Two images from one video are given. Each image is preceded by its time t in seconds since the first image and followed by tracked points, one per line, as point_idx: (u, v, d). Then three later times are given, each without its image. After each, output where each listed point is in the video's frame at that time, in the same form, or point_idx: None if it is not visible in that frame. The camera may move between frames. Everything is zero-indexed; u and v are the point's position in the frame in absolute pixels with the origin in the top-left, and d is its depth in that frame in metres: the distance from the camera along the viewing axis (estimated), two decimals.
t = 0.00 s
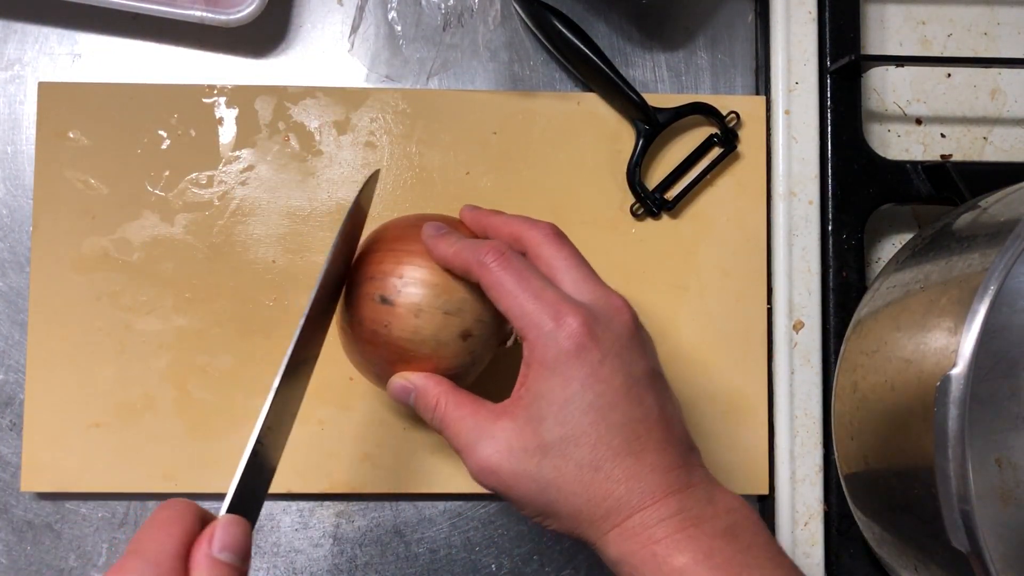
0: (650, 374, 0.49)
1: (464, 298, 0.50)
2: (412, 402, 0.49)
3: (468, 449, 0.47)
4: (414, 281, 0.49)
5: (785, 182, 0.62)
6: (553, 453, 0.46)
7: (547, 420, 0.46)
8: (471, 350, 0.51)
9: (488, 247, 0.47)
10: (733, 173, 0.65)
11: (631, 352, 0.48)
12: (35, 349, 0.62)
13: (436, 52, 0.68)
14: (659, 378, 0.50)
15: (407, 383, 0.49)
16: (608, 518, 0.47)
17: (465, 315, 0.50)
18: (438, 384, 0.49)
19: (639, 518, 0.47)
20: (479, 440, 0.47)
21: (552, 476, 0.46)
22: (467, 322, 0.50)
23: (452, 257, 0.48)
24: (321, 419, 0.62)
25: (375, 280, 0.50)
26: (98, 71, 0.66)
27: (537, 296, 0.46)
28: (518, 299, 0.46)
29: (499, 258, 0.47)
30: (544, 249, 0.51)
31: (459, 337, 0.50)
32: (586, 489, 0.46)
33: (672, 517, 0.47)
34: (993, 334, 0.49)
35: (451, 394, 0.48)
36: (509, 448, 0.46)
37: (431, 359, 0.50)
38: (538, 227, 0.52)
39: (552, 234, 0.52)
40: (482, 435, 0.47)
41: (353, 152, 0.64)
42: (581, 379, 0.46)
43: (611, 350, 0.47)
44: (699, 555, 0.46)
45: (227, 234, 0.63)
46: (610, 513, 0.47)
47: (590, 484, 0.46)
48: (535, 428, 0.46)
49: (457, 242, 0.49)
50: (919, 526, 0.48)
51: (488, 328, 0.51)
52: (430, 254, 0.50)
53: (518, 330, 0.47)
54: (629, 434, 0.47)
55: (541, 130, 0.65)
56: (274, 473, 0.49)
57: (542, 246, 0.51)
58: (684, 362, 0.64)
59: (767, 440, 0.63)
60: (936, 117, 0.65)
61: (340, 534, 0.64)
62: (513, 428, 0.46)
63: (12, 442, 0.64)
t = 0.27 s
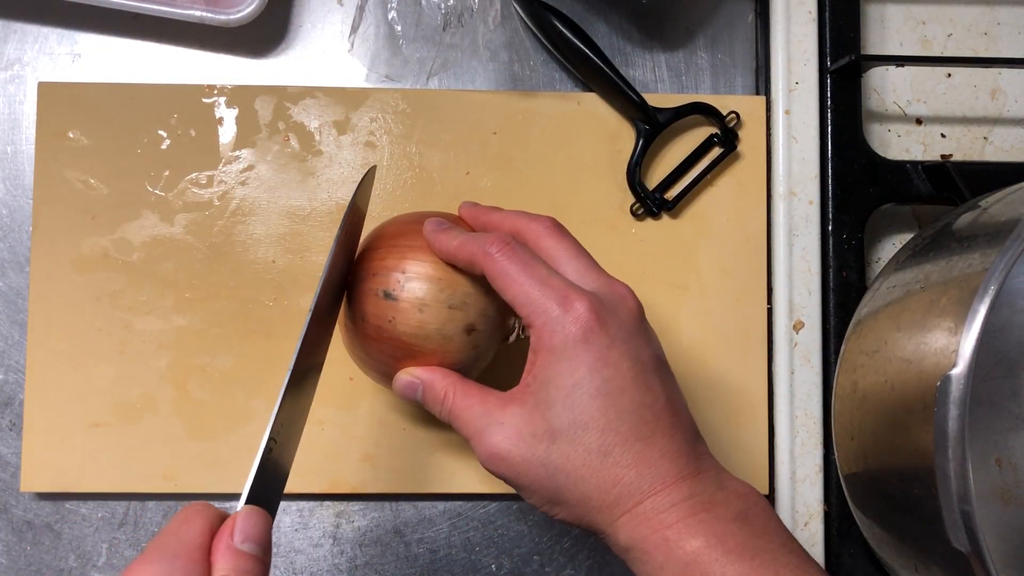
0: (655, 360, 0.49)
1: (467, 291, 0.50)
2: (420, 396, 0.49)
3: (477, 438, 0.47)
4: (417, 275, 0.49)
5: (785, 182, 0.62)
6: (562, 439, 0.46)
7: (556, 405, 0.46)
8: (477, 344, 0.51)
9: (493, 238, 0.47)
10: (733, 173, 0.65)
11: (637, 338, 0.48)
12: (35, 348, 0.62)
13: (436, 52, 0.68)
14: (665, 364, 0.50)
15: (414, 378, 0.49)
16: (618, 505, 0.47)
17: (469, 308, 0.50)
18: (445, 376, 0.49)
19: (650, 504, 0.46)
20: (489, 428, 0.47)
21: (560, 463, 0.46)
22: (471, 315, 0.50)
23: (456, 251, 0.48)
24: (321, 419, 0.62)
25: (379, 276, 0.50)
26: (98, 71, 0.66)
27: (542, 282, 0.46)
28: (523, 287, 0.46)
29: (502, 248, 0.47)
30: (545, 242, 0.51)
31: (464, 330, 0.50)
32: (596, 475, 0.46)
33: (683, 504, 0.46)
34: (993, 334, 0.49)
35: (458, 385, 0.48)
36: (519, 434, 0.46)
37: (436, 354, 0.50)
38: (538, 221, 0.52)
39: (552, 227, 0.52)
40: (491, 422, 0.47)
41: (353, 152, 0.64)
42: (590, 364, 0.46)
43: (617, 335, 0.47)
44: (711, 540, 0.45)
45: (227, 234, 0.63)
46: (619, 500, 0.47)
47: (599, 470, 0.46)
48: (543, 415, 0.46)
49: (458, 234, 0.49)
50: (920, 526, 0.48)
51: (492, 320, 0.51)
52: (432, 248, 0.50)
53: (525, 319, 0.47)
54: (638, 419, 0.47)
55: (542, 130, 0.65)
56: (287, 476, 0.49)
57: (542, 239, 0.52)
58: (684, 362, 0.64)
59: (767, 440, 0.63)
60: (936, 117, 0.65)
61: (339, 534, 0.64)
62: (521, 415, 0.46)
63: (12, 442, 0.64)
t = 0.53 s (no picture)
0: (658, 363, 0.49)
1: (469, 293, 0.50)
2: (422, 398, 0.49)
3: (480, 440, 0.47)
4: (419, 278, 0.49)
5: (786, 182, 0.62)
6: (565, 441, 0.46)
7: (559, 407, 0.46)
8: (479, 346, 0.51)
9: (496, 241, 0.47)
10: (733, 173, 0.65)
11: (640, 341, 0.48)
12: (34, 348, 0.62)
13: (436, 52, 0.68)
14: (667, 367, 0.50)
15: (415, 380, 0.49)
16: (621, 507, 0.47)
17: (470, 311, 0.50)
18: (446, 378, 0.49)
19: (652, 507, 0.46)
20: (491, 429, 0.47)
21: (563, 465, 0.46)
22: (472, 317, 0.50)
23: (457, 253, 0.48)
24: (321, 419, 0.62)
25: (380, 279, 0.50)
26: (98, 71, 0.66)
27: (546, 285, 0.46)
28: (527, 291, 0.46)
29: (506, 251, 0.47)
30: (547, 245, 0.52)
31: (466, 333, 0.50)
32: (599, 477, 0.46)
33: (685, 506, 0.46)
34: (993, 334, 0.49)
35: (461, 387, 0.48)
36: (522, 435, 0.46)
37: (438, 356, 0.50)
38: (540, 224, 0.53)
39: (554, 230, 0.52)
40: (494, 423, 0.47)
41: (353, 152, 0.64)
42: (594, 366, 0.46)
43: (621, 338, 0.47)
44: (712, 541, 0.45)
45: (227, 234, 0.63)
46: (621, 502, 0.47)
47: (602, 473, 0.46)
48: (546, 417, 0.46)
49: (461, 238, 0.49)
50: (920, 526, 0.48)
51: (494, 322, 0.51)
52: (434, 251, 0.50)
53: (529, 322, 0.47)
54: (641, 422, 0.47)
55: (542, 130, 0.65)
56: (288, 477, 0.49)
57: (544, 242, 0.52)
58: (684, 362, 0.64)
59: (767, 440, 0.63)
60: (936, 117, 0.65)
61: (339, 534, 0.64)
62: (524, 417, 0.46)
63: (12, 442, 0.64)
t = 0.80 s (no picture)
0: (663, 364, 0.49)
1: (474, 295, 0.50)
2: (428, 400, 0.50)
3: (486, 438, 0.48)
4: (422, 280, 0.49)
5: (785, 182, 0.62)
6: (570, 440, 0.46)
7: (564, 406, 0.46)
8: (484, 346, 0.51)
9: (502, 242, 0.47)
10: (733, 173, 0.65)
11: (645, 342, 0.48)
12: (34, 348, 0.62)
13: (436, 52, 0.68)
14: (673, 369, 0.50)
15: (421, 382, 0.49)
16: (626, 506, 0.46)
17: (474, 311, 0.50)
18: (452, 380, 0.49)
19: (657, 506, 0.46)
20: (497, 427, 0.47)
21: (567, 463, 0.46)
22: (477, 318, 0.50)
23: (461, 255, 0.48)
24: (321, 419, 0.62)
25: (383, 282, 0.50)
26: (97, 71, 0.66)
27: (552, 286, 0.46)
28: (533, 291, 0.46)
29: (509, 252, 0.47)
30: (552, 247, 0.52)
31: (471, 334, 0.50)
32: (604, 476, 0.46)
33: (690, 505, 0.46)
34: (993, 335, 0.49)
35: (467, 388, 0.49)
36: (527, 434, 0.46)
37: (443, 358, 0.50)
38: (544, 225, 0.53)
39: (558, 231, 0.53)
40: (500, 421, 0.47)
41: (353, 152, 0.64)
42: (599, 366, 0.46)
43: (627, 339, 0.47)
44: (717, 540, 0.45)
45: (227, 234, 0.63)
46: (626, 502, 0.46)
47: (607, 471, 0.46)
48: (551, 416, 0.46)
49: (466, 239, 0.49)
50: (920, 526, 0.48)
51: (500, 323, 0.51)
52: (437, 253, 0.50)
53: (534, 322, 0.47)
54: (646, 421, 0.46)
55: (542, 130, 0.65)
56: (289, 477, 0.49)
57: (550, 243, 0.52)
58: (684, 362, 0.64)
59: (767, 440, 0.63)
60: (936, 117, 0.65)
61: (339, 534, 0.64)
62: (529, 416, 0.47)
63: (12, 442, 0.64)
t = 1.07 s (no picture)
0: (665, 353, 0.50)
1: (477, 282, 0.50)
2: (429, 388, 0.49)
3: (489, 427, 0.47)
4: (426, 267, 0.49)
5: (786, 182, 0.62)
6: (576, 427, 0.46)
7: (570, 392, 0.46)
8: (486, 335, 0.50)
9: (507, 230, 0.47)
10: (733, 173, 0.65)
11: (648, 330, 0.49)
12: (35, 348, 0.62)
13: (436, 52, 0.68)
14: (674, 357, 0.50)
15: (422, 370, 0.49)
16: (630, 491, 0.46)
17: (478, 299, 0.49)
18: (454, 368, 0.49)
19: (662, 491, 0.46)
20: (501, 415, 0.47)
21: (573, 450, 0.46)
22: (480, 306, 0.50)
23: (466, 242, 0.49)
24: (321, 419, 0.62)
25: (386, 269, 0.50)
26: (98, 71, 0.66)
27: (557, 273, 0.46)
28: (538, 278, 0.46)
29: (514, 239, 0.47)
30: (555, 237, 0.52)
31: (473, 323, 0.50)
32: (609, 462, 0.46)
33: (694, 490, 0.46)
34: (993, 334, 0.49)
35: (469, 377, 0.48)
36: (532, 421, 0.46)
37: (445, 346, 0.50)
38: (546, 217, 0.53)
39: (561, 222, 0.53)
40: (504, 409, 0.47)
41: (353, 152, 0.64)
42: (604, 352, 0.46)
43: (631, 326, 0.47)
44: (722, 523, 0.45)
45: (227, 234, 0.63)
46: (631, 488, 0.46)
47: (612, 456, 0.46)
48: (557, 402, 0.46)
49: (471, 228, 0.49)
50: (920, 526, 0.48)
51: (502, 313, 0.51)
52: (442, 241, 0.50)
53: (539, 309, 0.47)
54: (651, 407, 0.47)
55: (542, 130, 0.65)
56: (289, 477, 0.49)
57: (552, 234, 0.52)
58: (684, 362, 0.64)
59: (767, 440, 0.63)
60: (936, 117, 0.65)
61: (339, 534, 0.64)
62: (534, 403, 0.46)
63: (12, 442, 0.64)
